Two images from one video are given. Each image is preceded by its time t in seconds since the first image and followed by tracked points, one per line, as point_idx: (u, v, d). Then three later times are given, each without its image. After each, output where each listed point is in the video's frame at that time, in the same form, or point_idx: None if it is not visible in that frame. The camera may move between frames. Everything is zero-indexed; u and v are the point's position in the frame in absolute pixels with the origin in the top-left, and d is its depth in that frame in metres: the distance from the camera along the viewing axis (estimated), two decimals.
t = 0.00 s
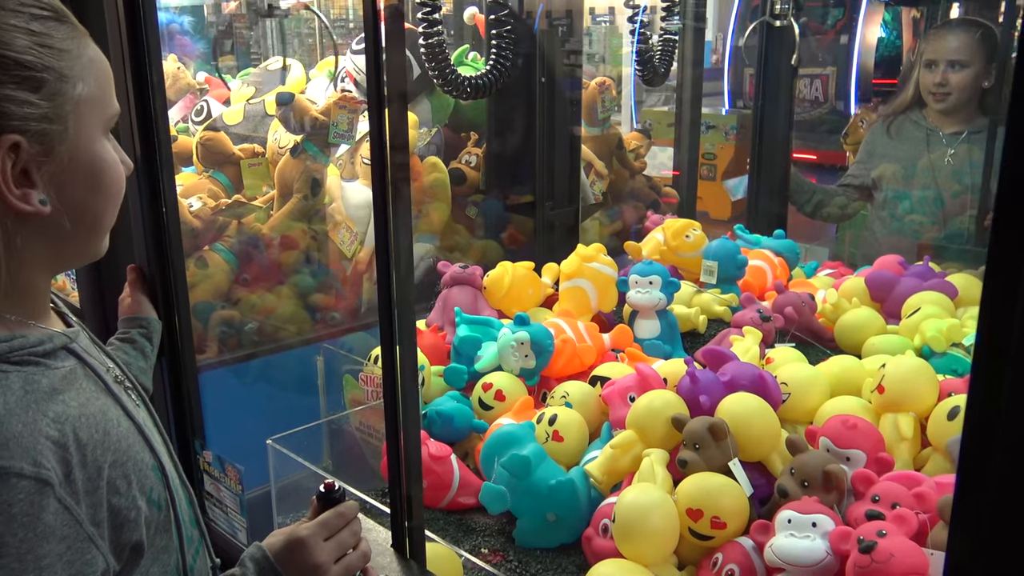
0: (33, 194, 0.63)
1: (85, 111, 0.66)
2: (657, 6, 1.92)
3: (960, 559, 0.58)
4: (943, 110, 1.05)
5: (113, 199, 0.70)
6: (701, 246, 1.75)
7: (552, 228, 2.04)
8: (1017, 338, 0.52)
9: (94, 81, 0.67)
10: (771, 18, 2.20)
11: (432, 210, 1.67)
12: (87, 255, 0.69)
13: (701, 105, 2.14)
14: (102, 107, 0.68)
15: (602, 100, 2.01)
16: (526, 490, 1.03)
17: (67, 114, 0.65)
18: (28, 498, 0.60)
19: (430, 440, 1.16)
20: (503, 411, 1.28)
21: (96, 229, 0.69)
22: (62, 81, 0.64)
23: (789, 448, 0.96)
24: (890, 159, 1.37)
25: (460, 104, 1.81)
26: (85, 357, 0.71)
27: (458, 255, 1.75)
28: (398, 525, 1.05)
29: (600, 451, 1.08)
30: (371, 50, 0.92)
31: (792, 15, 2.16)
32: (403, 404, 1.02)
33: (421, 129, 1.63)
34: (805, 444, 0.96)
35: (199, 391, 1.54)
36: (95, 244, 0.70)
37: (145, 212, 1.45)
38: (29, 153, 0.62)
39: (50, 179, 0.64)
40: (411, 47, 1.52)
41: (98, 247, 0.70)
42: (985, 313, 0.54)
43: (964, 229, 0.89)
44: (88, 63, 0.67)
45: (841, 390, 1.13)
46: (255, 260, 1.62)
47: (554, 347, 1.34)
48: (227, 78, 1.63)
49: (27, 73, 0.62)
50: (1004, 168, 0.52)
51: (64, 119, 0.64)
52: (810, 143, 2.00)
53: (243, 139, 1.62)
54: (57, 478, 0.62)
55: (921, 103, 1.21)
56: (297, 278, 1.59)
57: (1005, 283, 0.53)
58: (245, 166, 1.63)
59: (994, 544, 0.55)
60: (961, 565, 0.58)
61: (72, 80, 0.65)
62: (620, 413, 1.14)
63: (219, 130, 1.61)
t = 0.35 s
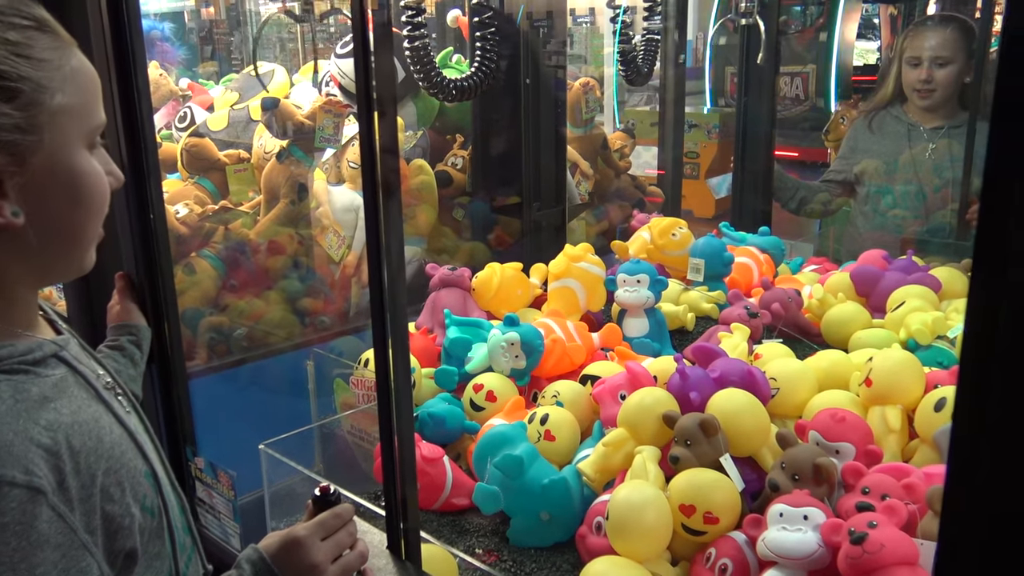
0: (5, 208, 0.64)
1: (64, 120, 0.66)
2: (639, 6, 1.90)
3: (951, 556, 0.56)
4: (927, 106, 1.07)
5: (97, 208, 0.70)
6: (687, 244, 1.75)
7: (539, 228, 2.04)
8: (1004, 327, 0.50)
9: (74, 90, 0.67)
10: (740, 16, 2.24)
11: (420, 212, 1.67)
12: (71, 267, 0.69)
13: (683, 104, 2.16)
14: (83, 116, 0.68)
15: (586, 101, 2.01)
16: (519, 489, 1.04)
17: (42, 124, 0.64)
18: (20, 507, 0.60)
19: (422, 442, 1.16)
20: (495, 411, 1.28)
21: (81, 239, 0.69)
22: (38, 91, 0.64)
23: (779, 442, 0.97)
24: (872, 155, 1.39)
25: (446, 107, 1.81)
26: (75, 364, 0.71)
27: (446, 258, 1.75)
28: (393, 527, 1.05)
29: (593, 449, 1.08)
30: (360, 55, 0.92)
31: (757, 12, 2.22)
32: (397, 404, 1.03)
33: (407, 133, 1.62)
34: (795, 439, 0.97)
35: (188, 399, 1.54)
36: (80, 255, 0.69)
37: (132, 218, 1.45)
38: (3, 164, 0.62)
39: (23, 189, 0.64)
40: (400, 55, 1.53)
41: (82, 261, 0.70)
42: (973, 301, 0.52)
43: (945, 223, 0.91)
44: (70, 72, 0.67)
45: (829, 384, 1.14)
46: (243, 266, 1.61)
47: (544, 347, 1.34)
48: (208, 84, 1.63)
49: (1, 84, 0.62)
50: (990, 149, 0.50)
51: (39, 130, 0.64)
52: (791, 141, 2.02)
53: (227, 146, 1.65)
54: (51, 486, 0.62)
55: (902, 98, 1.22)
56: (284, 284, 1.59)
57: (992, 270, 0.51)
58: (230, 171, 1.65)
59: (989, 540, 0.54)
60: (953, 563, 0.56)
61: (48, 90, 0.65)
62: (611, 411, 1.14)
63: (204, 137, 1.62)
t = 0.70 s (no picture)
0: None
1: (46, 136, 0.67)
2: (623, 14, 1.98)
3: (936, 556, 0.57)
4: (908, 110, 1.08)
5: (82, 223, 0.70)
6: (675, 249, 1.77)
7: (527, 236, 2.05)
8: (980, 330, 0.51)
9: (58, 106, 0.68)
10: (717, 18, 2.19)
11: (409, 220, 1.69)
12: (58, 282, 0.70)
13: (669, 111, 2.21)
14: (67, 132, 0.69)
15: (573, 108, 2.02)
16: (512, 495, 1.05)
17: (23, 141, 0.65)
18: (5, 522, 0.61)
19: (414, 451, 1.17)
20: (486, 418, 1.29)
21: (65, 254, 0.69)
22: (20, 107, 0.65)
23: (767, 444, 0.98)
24: (856, 158, 1.43)
25: (433, 116, 1.82)
26: (62, 379, 0.71)
27: (435, 266, 1.76)
28: (386, 536, 1.04)
29: (584, 455, 1.09)
30: (346, 67, 0.93)
31: (724, 19, 2.18)
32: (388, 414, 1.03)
33: (395, 143, 1.63)
34: (783, 441, 0.98)
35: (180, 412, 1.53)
36: (66, 270, 0.70)
37: (123, 232, 1.44)
38: None
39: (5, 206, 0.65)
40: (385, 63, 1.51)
41: (68, 276, 0.70)
42: (949, 304, 0.54)
43: (928, 225, 0.92)
44: (53, 89, 0.67)
45: (817, 386, 1.15)
46: (232, 277, 1.62)
47: (534, 353, 1.35)
48: (196, 96, 1.64)
49: None
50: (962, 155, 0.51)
51: (20, 147, 0.65)
52: (778, 145, 2.02)
53: (215, 157, 1.65)
54: (38, 502, 0.63)
55: (884, 103, 1.24)
56: (273, 295, 1.60)
57: (967, 273, 0.52)
58: (218, 183, 1.66)
59: (972, 539, 0.55)
60: (937, 564, 0.57)
61: (31, 107, 0.65)
62: (602, 416, 1.15)
63: (192, 149, 1.62)
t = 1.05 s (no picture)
0: None
1: (36, 145, 0.66)
2: (615, 19, 2.05)
3: (931, 547, 0.57)
4: (899, 112, 1.08)
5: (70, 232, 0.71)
6: (668, 252, 1.77)
7: (522, 239, 2.04)
8: (970, 330, 0.52)
9: (46, 115, 0.67)
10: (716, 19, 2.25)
11: (403, 225, 1.69)
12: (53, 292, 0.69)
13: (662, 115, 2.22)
14: (56, 141, 0.69)
15: (566, 112, 2.03)
16: (507, 499, 1.05)
17: (11, 151, 0.63)
18: None
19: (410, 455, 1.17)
20: (481, 422, 1.29)
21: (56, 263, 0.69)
22: (8, 116, 0.63)
23: (762, 445, 0.98)
24: (847, 160, 1.41)
25: (426, 121, 1.83)
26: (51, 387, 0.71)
27: (430, 271, 1.75)
28: (382, 539, 1.06)
29: (579, 458, 1.09)
30: (339, 72, 0.93)
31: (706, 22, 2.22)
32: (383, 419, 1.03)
33: (388, 149, 1.63)
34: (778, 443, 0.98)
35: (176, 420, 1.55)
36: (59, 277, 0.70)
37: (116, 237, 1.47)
38: None
39: None
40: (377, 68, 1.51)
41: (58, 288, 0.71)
42: (937, 304, 0.54)
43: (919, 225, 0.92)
44: (41, 98, 0.68)
45: (811, 387, 1.16)
46: (226, 284, 1.61)
47: (529, 357, 1.35)
48: (189, 103, 1.64)
49: None
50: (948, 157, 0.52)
51: (8, 157, 0.63)
52: (771, 147, 2.02)
53: (209, 163, 1.64)
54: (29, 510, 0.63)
55: (874, 104, 1.25)
56: (269, 301, 1.59)
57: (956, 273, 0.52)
58: (212, 190, 1.65)
59: (960, 537, 0.55)
60: (930, 557, 0.57)
61: (19, 116, 0.64)
62: (596, 419, 1.15)
63: (185, 155, 1.62)
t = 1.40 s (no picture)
0: None
1: (31, 150, 0.66)
2: (613, 22, 2.03)
3: (926, 551, 0.57)
4: (895, 115, 1.08)
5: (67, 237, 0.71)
6: (667, 254, 1.78)
7: (521, 242, 2.03)
8: (960, 331, 0.53)
9: (43, 121, 0.67)
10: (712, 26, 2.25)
11: (402, 228, 1.70)
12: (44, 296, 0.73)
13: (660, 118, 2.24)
14: (52, 147, 0.68)
15: (565, 116, 2.03)
16: (507, 501, 1.05)
17: (8, 155, 0.64)
18: None
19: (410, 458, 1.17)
20: (480, 424, 1.29)
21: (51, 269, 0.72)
22: (5, 122, 0.64)
23: (760, 447, 0.98)
24: (845, 162, 1.41)
25: (426, 124, 1.84)
26: (47, 389, 0.71)
27: (429, 273, 1.76)
28: (382, 541, 1.07)
29: (579, 459, 1.09)
30: (337, 76, 0.94)
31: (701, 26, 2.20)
32: (382, 421, 1.04)
33: (387, 152, 1.63)
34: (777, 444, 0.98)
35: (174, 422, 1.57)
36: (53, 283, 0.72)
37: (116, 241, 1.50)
38: None
39: None
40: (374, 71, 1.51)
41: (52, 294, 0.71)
42: (930, 305, 0.55)
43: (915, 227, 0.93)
44: (38, 105, 0.67)
45: (809, 389, 1.16)
46: (226, 286, 1.61)
47: (528, 360, 1.35)
48: (188, 107, 1.64)
49: None
50: (939, 159, 0.52)
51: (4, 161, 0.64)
52: (770, 149, 2.04)
53: (209, 167, 1.64)
54: (24, 513, 0.64)
55: (871, 107, 1.26)
56: (268, 304, 1.60)
57: (947, 274, 0.53)
58: (212, 194, 1.65)
59: (950, 537, 0.56)
60: (923, 560, 0.58)
61: (15, 121, 0.64)
62: (596, 421, 1.16)
63: (186, 159, 1.63)
